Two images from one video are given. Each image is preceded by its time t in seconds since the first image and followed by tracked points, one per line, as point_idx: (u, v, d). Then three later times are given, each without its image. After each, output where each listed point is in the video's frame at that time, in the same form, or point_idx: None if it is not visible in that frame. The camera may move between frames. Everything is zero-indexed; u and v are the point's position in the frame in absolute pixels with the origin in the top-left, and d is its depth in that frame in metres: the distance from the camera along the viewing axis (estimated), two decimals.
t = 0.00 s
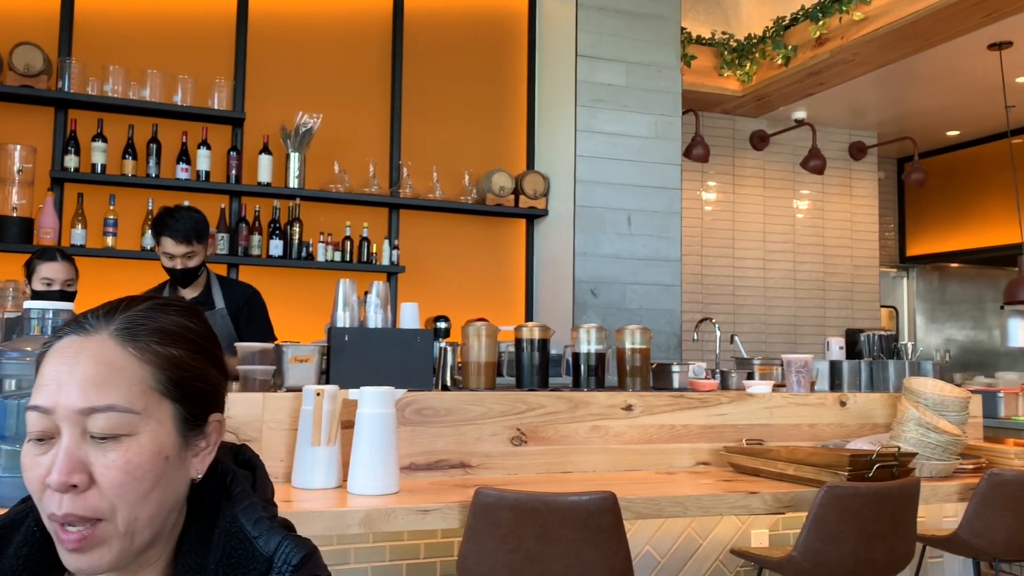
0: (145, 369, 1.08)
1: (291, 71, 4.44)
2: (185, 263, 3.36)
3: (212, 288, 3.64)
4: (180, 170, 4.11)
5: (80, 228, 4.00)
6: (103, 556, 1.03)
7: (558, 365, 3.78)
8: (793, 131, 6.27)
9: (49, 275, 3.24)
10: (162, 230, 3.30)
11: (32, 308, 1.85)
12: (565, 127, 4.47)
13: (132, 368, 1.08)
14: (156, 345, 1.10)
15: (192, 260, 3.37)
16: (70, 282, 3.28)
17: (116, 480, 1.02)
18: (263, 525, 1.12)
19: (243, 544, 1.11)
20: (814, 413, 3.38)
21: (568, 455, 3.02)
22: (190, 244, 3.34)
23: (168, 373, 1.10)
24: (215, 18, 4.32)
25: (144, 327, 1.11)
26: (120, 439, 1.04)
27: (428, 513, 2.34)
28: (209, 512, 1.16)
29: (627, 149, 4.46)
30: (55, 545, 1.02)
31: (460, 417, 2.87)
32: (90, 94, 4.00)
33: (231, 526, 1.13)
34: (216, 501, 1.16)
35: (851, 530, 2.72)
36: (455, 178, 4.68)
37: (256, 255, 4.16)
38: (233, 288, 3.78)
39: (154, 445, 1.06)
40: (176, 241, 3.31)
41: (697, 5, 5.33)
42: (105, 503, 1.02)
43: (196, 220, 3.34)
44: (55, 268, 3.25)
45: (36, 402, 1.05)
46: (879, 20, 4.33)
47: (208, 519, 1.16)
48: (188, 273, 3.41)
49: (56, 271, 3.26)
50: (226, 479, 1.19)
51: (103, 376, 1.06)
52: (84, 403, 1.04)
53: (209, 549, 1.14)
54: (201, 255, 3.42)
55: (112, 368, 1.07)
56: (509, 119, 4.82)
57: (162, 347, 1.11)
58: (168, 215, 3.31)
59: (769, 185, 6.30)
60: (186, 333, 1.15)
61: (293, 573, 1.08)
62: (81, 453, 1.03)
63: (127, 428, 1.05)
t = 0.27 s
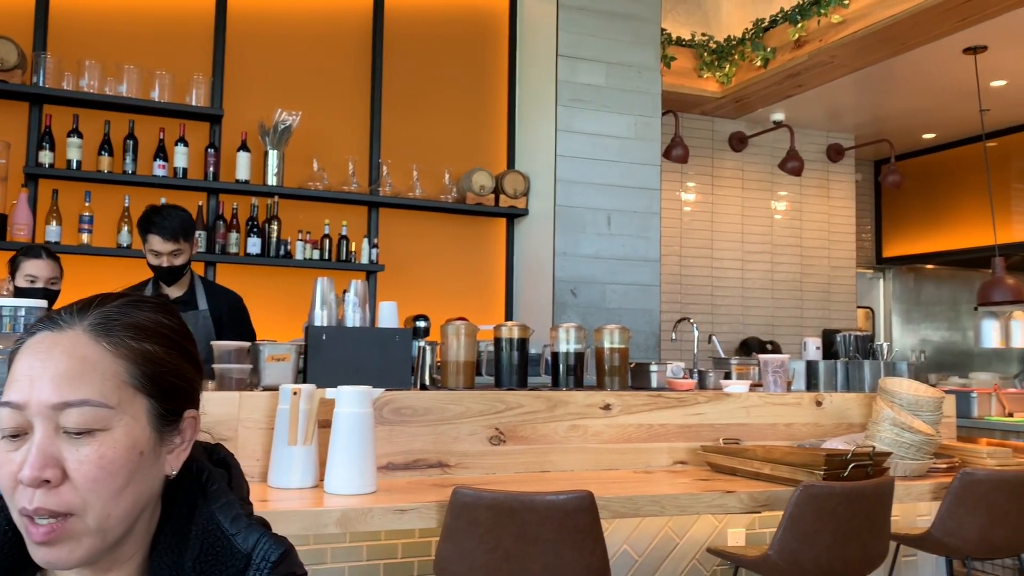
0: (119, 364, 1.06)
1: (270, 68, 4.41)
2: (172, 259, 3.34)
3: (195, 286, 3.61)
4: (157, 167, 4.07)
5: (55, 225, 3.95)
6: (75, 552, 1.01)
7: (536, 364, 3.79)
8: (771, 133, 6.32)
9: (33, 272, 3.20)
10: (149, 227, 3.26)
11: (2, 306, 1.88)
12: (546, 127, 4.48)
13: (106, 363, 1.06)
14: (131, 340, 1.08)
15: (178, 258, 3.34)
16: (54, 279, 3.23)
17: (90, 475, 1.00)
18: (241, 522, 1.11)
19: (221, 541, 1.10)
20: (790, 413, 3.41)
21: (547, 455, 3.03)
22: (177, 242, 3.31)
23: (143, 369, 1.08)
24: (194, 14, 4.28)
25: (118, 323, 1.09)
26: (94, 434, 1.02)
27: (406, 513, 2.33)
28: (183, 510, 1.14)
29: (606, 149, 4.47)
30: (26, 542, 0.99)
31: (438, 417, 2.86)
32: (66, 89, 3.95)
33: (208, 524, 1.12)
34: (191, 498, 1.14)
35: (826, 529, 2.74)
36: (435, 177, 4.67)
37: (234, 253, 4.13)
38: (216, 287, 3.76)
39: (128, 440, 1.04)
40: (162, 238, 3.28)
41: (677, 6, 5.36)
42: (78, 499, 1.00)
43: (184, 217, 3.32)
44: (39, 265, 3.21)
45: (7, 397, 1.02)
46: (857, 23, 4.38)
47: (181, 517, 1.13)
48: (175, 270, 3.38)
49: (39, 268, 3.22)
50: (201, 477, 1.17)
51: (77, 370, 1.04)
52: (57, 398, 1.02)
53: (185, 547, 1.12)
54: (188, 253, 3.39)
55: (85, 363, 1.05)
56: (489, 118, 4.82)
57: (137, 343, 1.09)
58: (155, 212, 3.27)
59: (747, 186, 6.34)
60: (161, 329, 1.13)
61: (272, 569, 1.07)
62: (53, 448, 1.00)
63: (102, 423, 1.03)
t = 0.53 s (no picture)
0: (99, 359, 1.05)
1: (249, 65, 4.38)
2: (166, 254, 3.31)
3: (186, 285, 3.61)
4: (134, 163, 4.03)
5: (29, 220, 3.90)
6: (50, 548, 0.98)
7: (516, 363, 3.79)
8: (751, 134, 6.35)
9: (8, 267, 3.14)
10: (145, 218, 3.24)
11: None
12: (526, 126, 4.47)
13: (86, 358, 1.04)
14: (111, 335, 1.06)
15: (172, 252, 3.32)
16: (29, 274, 3.19)
17: (67, 470, 0.98)
18: (219, 521, 1.07)
19: (197, 539, 1.06)
20: (767, 412, 3.43)
21: (525, 453, 3.02)
22: (173, 236, 3.29)
23: (122, 364, 1.06)
24: (172, 9, 4.24)
25: (98, 318, 1.07)
26: (73, 428, 1.00)
27: (384, 511, 2.32)
28: (161, 509, 1.11)
29: (587, 149, 4.48)
30: None
31: (417, 415, 2.85)
32: (41, 83, 3.90)
33: (185, 522, 1.08)
34: (169, 498, 1.11)
35: (802, 527, 2.76)
36: (416, 175, 4.66)
37: (212, 250, 4.11)
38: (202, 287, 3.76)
39: (106, 435, 1.02)
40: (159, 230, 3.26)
41: (658, 6, 5.34)
42: (55, 494, 0.98)
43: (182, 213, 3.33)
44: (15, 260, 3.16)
45: None
46: (836, 24, 4.41)
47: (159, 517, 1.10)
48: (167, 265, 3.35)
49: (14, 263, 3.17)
50: (179, 476, 1.14)
51: (56, 365, 1.02)
52: (34, 392, 1.00)
53: (162, 547, 1.08)
54: (182, 248, 3.37)
55: (64, 358, 1.03)
56: (471, 116, 4.81)
57: (118, 338, 1.07)
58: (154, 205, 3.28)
59: (726, 186, 6.37)
60: (143, 325, 1.11)
61: (249, 569, 1.03)
62: (30, 443, 0.98)
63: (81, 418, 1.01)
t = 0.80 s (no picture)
0: (86, 358, 1.01)
1: (234, 62, 4.37)
2: (170, 250, 3.35)
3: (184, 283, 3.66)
4: (117, 160, 4.01)
5: (11, 218, 3.88)
6: (30, 547, 0.95)
7: (500, 361, 3.80)
8: (733, 134, 6.40)
9: None
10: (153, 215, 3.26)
11: None
12: (511, 125, 4.49)
13: (72, 357, 1.00)
14: (99, 333, 1.02)
15: (176, 249, 3.36)
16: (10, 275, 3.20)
17: (51, 470, 0.94)
18: (203, 520, 1.07)
19: (181, 539, 1.06)
20: (748, 409, 3.47)
21: (510, 451, 3.04)
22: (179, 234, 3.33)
23: (110, 364, 1.02)
24: (155, 5, 4.22)
25: (86, 315, 1.03)
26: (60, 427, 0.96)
27: (368, 509, 2.33)
28: (144, 507, 1.10)
29: (571, 148, 4.50)
30: None
31: (401, 413, 2.86)
32: (22, 79, 3.87)
33: (168, 522, 1.07)
34: (152, 496, 1.10)
35: (783, 524, 2.79)
36: (401, 174, 4.67)
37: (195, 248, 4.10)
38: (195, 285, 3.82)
39: (92, 435, 0.98)
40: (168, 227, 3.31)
41: (642, 7, 5.37)
42: (38, 494, 0.94)
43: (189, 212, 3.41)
44: None
45: None
46: (818, 26, 4.45)
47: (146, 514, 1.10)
48: (169, 262, 3.38)
49: None
50: (161, 474, 1.12)
51: (41, 362, 0.98)
52: (19, 390, 0.96)
53: (145, 546, 1.08)
54: (185, 246, 3.41)
55: (50, 355, 0.99)
56: (456, 115, 4.83)
57: (106, 337, 1.03)
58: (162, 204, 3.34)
59: (709, 186, 6.42)
60: (130, 324, 1.07)
61: (233, 570, 1.04)
62: (13, 441, 0.94)
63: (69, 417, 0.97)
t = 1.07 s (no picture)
0: (73, 362, 1.00)
1: (220, 60, 4.35)
2: (164, 248, 3.35)
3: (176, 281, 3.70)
4: (101, 159, 3.99)
5: None
6: (14, 553, 0.94)
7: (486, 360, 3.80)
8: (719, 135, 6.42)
9: None
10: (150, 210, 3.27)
11: None
12: (498, 125, 4.49)
13: (60, 360, 0.99)
14: (87, 337, 1.01)
15: (170, 247, 3.37)
16: None
17: (37, 475, 0.94)
18: (187, 524, 1.06)
19: (165, 543, 1.06)
20: (733, 409, 3.49)
21: (496, 450, 3.04)
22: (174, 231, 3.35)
23: (98, 368, 1.01)
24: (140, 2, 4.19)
25: (74, 318, 1.02)
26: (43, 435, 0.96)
27: (353, 508, 2.32)
28: (128, 511, 1.09)
29: (558, 148, 4.50)
30: None
31: (387, 412, 2.86)
32: (5, 76, 3.84)
33: (152, 525, 1.07)
34: (136, 498, 1.09)
35: (766, 522, 2.81)
36: (387, 173, 4.66)
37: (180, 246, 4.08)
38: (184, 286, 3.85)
39: (79, 439, 0.98)
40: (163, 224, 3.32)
41: (628, 8, 5.37)
42: (23, 499, 0.93)
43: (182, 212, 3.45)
44: None
45: None
46: (803, 28, 4.48)
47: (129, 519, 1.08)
48: (163, 259, 3.40)
49: None
50: (146, 476, 1.11)
51: (28, 366, 0.97)
52: (5, 394, 0.95)
53: (128, 549, 1.07)
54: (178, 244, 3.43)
55: (37, 359, 0.98)
56: (443, 115, 4.82)
57: (93, 340, 1.02)
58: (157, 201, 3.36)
59: (695, 186, 6.44)
60: (119, 327, 1.06)
61: (217, 573, 1.03)
62: None
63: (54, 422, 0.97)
